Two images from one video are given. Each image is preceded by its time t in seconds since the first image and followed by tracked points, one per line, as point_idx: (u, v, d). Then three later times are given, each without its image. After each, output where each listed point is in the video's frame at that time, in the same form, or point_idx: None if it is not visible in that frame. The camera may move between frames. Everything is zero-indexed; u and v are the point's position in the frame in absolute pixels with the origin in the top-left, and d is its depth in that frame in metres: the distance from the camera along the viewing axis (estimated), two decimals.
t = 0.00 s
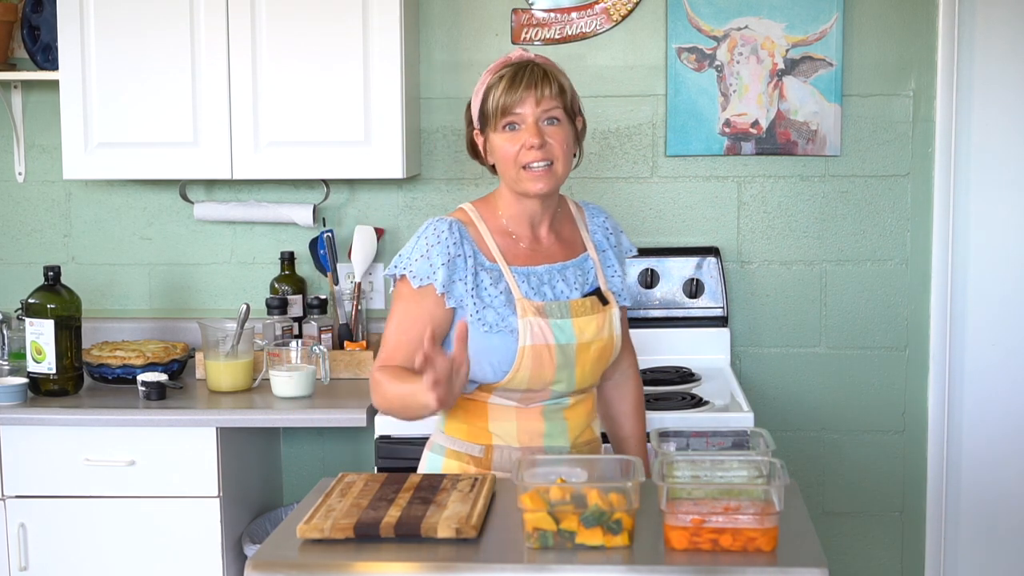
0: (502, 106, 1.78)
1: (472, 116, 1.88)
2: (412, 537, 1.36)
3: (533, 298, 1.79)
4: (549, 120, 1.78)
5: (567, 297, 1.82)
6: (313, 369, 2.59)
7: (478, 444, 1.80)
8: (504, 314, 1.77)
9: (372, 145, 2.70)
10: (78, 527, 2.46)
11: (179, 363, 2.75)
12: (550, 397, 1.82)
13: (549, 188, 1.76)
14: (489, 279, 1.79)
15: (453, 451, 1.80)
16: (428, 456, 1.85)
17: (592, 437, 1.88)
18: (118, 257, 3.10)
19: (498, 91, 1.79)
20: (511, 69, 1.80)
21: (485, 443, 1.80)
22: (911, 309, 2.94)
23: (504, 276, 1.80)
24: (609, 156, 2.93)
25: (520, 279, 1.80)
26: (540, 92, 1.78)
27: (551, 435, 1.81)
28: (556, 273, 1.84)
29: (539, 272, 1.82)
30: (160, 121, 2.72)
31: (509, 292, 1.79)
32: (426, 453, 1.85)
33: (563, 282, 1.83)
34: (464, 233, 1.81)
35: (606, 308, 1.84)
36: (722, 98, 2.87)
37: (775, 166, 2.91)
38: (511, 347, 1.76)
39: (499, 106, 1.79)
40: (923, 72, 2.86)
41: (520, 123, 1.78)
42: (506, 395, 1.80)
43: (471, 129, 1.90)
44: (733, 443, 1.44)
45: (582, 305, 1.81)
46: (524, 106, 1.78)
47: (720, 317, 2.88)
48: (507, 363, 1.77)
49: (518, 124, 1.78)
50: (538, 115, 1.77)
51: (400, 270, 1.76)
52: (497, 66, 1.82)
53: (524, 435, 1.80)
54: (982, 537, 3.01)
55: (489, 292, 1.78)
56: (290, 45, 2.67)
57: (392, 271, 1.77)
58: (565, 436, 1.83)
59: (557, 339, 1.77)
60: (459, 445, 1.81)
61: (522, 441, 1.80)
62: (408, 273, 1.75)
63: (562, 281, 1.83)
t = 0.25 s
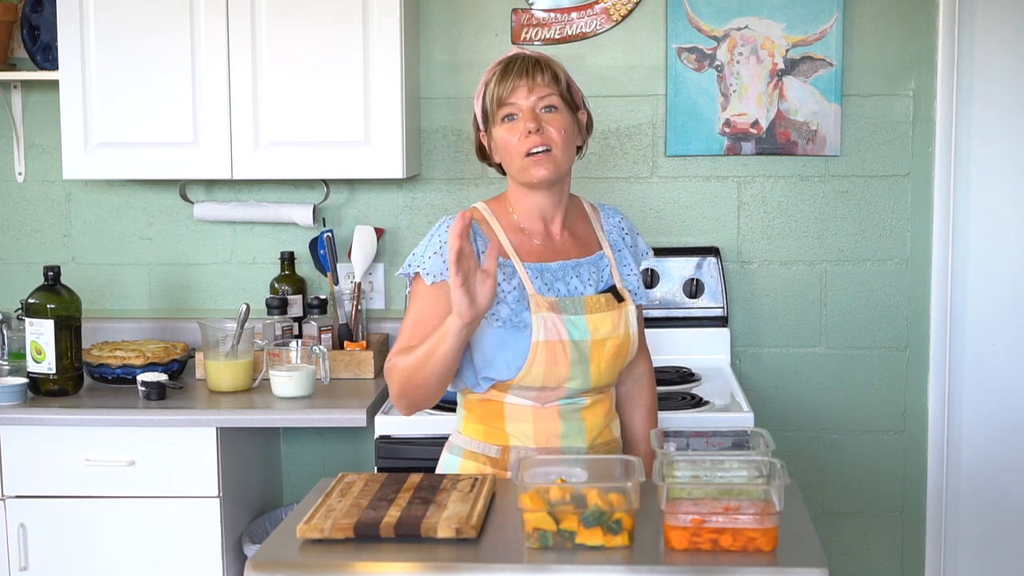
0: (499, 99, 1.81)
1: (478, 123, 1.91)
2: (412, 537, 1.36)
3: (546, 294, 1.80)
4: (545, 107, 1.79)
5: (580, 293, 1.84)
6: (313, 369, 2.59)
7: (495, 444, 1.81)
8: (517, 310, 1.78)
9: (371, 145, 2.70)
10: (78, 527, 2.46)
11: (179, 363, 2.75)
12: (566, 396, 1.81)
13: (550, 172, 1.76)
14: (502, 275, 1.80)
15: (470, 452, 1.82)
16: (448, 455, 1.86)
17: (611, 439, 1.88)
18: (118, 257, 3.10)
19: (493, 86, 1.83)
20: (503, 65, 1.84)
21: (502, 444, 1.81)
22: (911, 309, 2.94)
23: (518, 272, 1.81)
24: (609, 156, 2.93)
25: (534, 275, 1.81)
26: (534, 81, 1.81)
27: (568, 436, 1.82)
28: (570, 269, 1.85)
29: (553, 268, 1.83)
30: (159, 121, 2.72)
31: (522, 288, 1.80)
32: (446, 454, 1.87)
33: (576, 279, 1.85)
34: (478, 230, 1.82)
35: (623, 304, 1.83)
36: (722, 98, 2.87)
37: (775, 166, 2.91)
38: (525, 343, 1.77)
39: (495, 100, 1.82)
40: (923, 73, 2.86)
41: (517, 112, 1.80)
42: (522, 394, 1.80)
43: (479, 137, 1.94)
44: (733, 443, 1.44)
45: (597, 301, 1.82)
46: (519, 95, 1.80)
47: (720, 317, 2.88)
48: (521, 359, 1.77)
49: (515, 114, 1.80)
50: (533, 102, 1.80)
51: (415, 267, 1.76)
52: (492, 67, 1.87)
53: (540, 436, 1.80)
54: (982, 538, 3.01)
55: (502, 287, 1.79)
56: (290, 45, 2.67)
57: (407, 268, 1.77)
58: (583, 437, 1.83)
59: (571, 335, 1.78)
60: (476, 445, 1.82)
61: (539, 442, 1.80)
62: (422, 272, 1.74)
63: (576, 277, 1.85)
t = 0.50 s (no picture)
0: (499, 101, 1.81)
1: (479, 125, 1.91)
2: (412, 537, 1.36)
3: (556, 293, 1.80)
4: (546, 106, 1.80)
5: (590, 291, 1.84)
6: (313, 369, 2.59)
7: (507, 446, 1.80)
8: (528, 309, 1.77)
9: (371, 145, 2.70)
10: (78, 527, 2.46)
11: (179, 363, 2.75)
12: (578, 395, 1.81)
13: (552, 171, 1.76)
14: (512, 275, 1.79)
15: (482, 454, 1.81)
16: (460, 458, 1.85)
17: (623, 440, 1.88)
18: (118, 257, 3.10)
19: (493, 88, 1.83)
20: (501, 67, 1.84)
21: (515, 446, 1.80)
22: (911, 309, 2.94)
23: (526, 270, 1.81)
24: (609, 156, 2.93)
25: (543, 274, 1.81)
26: (532, 82, 1.81)
27: (581, 437, 1.82)
28: (578, 268, 1.85)
29: (561, 267, 1.83)
30: (159, 121, 2.72)
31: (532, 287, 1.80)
32: (457, 457, 1.86)
33: (586, 277, 1.85)
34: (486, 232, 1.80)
35: (631, 301, 1.85)
36: (722, 98, 2.87)
37: (775, 166, 2.91)
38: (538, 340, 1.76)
39: (496, 102, 1.82)
40: (923, 73, 2.86)
41: (517, 113, 1.80)
42: (535, 393, 1.79)
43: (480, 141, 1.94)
44: (733, 443, 1.44)
45: (606, 299, 1.83)
46: (519, 96, 1.80)
47: (720, 317, 2.88)
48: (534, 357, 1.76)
49: (515, 115, 1.80)
50: (532, 102, 1.80)
51: (423, 272, 1.75)
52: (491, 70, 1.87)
53: (554, 437, 1.80)
54: (981, 537, 3.01)
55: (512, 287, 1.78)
56: (290, 45, 2.67)
57: (415, 273, 1.76)
58: (596, 438, 1.83)
59: (582, 332, 1.78)
60: (488, 447, 1.82)
61: (552, 443, 1.80)
62: (433, 275, 1.73)
63: (585, 275, 1.85)
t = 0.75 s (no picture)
0: (502, 103, 1.81)
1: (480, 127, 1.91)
2: (412, 537, 1.36)
3: (560, 294, 1.81)
4: (549, 108, 1.79)
5: (593, 292, 1.85)
6: (313, 369, 2.59)
7: (510, 448, 1.80)
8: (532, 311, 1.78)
9: (371, 145, 2.70)
10: (78, 527, 2.46)
11: (179, 363, 2.74)
12: (581, 396, 1.81)
13: (556, 173, 1.76)
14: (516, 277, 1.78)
15: (484, 455, 1.79)
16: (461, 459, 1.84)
17: (626, 442, 1.88)
18: (118, 257, 3.10)
19: (497, 90, 1.83)
20: (505, 69, 1.84)
21: (518, 448, 1.80)
22: (911, 309, 2.94)
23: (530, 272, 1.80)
24: (609, 156, 2.93)
25: (547, 276, 1.81)
26: (536, 83, 1.81)
27: (585, 439, 1.81)
28: (581, 269, 1.86)
29: (565, 268, 1.84)
30: (159, 121, 2.72)
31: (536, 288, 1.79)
32: (458, 459, 1.85)
33: (588, 279, 1.86)
34: (490, 233, 1.80)
35: (634, 303, 1.85)
36: (722, 98, 2.87)
37: (775, 166, 2.90)
38: (542, 342, 1.78)
39: (499, 104, 1.82)
40: (923, 72, 2.85)
41: (521, 115, 1.80)
42: (539, 395, 1.79)
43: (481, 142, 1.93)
44: (733, 443, 1.44)
45: (609, 300, 1.83)
46: (523, 97, 1.80)
47: (720, 317, 2.88)
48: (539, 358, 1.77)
49: (519, 117, 1.80)
50: (536, 104, 1.80)
51: (428, 275, 1.75)
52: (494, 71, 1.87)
53: (557, 439, 1.79)
54: (982, 537, 3.00)
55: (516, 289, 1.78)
56: (290, 45, 2.67)
57: (419, 276, 1.76)
58: (598, 441, 1.82)
59: (586, 334, 1.78)
60: (491, 450, 1.81)
61: (555, 445, 1.80)
62: (438, 278, 1.73)
63: (588, 276, 1.86)
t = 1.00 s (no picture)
0: (503, 101, 1.82)
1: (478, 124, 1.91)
2: (412, 538, 1.36)
3: (557, 292, 1.81)
4: (550, 108, 1.80)
5: (590, 291, 1.85)
6: (313, 369, 2.58)
7: (507, 447, 1.80)
8: (529, 309, 1.77)
9: (371, 145, 2.70)
10: (78, 527, 2.46)
11: (179, 363, 2.74)
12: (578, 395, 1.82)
13: (557, 173, 1.78)
14: (513, 275, 1.79)
15: (482, 455, 1.80)
16: (457, 459, 1.84)
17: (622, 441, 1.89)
18: (118, 257, 3.10)
19: (497, 87, 1.83)
20: (506, 67, 1.84)
21: (515, 447, 1.80)
22: (911, 309, 2.94)
23: (527, 271, 1.80)
24: (609, 156, 2.93)
25: (544, 274, 1.81)
26: (537, 82, 1.81)
27: (581, 439, 1.82)
28: (578, 267, 1.86)
29: (562, 266, 1.84)
30: (159, 121, 2.72)
31: (533, 287, 1.79)
32: (455, 458, 1.85)
33: (585, 277, 1.86)
34: (487, 232, 1.80)
35: (629, 302, 1.86)
36: (722, 98, 2.87)
37: (775, 166, 2.90)
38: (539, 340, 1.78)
39: (499, 102, 1.82)
40: (923, 72, 2.85)
41: (521, 114, 1.80)
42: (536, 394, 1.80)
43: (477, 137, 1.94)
44: (733, 443, 1.44)
45: (606, 299, 1.84)
46: (524, 96, 1.80)
47: (720, 317, 2.88)
48: (535, 357, 1.78)
49: (519, 116, 1.81)
50: (537, 103, 1.80)
51: (426, 274, 1.74)
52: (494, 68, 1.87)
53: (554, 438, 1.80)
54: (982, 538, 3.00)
55: (513, 287, 1.78)
56: (290, 44, 2.67)
57: (417, 275, 1.75)
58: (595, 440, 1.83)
59: (582, 332, 1.79)
60: (488, 449, 1.81)
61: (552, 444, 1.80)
62: (436, 277, 1.73)
63: (585, 275, 1.86)
